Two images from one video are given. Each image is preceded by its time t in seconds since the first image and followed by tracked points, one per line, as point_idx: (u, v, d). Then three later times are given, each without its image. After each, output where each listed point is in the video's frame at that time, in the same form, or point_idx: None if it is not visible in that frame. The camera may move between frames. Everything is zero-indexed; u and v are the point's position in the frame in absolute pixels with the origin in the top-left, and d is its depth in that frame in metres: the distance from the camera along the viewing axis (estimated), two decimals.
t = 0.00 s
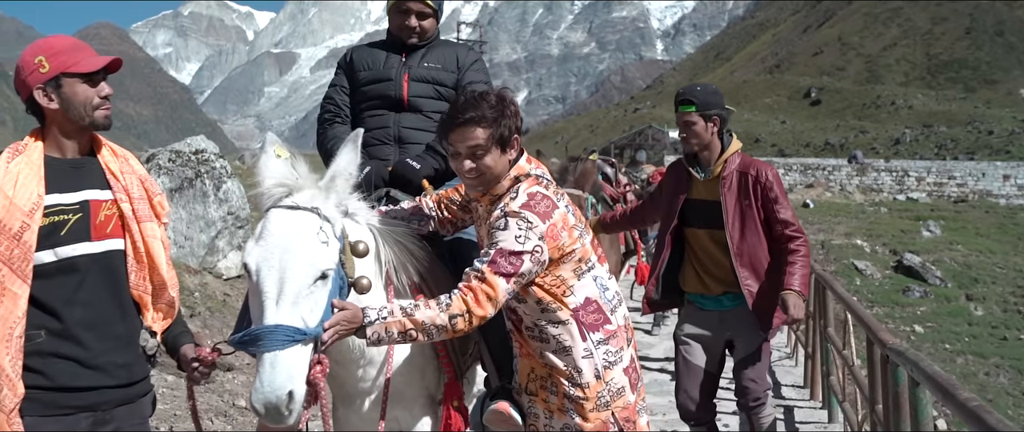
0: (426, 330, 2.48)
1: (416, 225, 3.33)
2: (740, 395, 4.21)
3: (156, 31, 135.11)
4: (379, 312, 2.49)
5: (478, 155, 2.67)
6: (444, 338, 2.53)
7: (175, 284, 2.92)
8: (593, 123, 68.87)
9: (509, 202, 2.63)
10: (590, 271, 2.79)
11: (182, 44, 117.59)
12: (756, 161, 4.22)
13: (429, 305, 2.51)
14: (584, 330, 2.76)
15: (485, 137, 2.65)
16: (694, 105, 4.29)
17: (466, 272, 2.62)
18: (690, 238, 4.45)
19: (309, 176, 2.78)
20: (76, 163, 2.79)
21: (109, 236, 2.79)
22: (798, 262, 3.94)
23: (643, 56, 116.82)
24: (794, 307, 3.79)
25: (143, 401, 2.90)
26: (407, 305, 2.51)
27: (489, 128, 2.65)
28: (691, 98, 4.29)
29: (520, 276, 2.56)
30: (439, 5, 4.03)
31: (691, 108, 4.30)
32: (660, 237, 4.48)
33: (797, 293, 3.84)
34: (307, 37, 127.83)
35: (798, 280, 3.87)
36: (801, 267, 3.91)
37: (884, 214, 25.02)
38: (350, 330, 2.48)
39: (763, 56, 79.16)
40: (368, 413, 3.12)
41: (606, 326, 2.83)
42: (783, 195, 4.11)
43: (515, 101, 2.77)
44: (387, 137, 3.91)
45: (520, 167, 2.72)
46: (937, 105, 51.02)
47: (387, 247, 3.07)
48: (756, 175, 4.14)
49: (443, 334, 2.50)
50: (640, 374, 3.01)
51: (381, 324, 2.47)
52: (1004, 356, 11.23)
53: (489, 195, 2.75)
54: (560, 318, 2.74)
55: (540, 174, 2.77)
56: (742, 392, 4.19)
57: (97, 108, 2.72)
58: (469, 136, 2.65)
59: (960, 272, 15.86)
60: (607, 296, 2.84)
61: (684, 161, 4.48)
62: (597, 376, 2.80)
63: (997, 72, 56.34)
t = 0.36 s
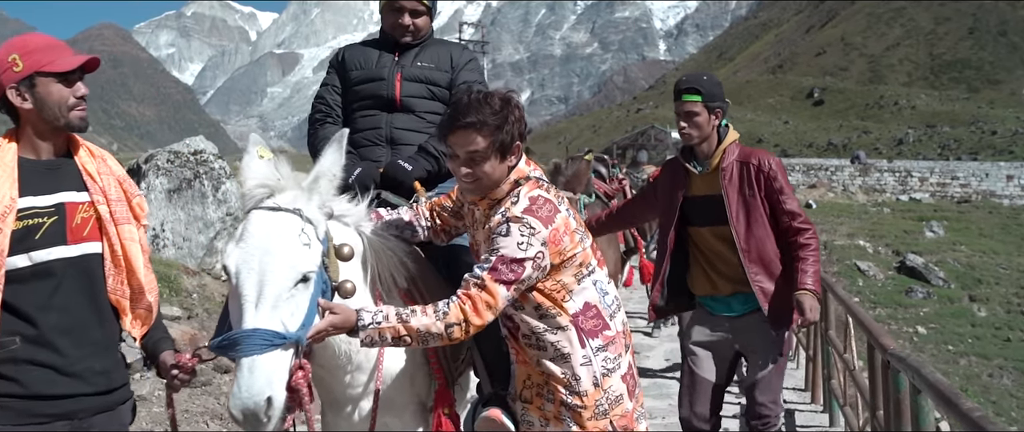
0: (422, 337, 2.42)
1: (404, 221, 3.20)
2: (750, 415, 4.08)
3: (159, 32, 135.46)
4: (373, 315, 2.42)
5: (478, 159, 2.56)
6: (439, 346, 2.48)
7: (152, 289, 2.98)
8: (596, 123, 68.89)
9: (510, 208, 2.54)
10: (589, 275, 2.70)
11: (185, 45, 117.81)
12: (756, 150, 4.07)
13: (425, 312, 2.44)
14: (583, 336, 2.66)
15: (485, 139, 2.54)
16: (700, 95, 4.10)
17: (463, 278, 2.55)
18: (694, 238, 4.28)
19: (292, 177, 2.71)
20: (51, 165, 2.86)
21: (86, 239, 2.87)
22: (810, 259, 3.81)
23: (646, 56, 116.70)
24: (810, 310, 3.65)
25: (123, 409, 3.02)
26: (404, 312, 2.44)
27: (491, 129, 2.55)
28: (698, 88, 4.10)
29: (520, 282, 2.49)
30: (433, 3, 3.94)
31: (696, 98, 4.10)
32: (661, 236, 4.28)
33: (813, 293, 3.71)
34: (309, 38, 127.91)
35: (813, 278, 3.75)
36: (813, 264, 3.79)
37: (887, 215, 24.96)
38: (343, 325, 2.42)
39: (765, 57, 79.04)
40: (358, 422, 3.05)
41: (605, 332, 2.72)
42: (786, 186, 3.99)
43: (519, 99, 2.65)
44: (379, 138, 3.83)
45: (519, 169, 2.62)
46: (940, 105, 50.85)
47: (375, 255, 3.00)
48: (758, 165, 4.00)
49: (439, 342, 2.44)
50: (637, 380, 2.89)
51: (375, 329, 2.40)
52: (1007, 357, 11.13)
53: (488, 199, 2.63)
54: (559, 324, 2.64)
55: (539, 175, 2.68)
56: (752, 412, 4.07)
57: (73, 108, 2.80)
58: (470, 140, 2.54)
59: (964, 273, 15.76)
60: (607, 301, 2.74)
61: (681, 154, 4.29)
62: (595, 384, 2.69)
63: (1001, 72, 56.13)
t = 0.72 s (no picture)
0: (403, 341, 2.35)
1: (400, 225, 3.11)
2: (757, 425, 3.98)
3: (162, 33, 135.61)
4: (350, 324, 2.34)
5: (475, 160, 2.48)
6: (422, 347, 2.40)
7: (132, 295, 3.08)
8: (599, 123, 68.83)
9: (506, 210, 2.45)
10: (586, 281, 2.60)
11: (189, 46, 117.89)
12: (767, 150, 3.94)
13: (404, 314, 2.36)
14: (576, 344, 2.57)
15: (484, 139, 2.47)
16: (712, 91, 3.99)
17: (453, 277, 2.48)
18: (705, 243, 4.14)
19: (275, 179, 2.66)
20: (28, 168, 2.95)
21: (64, 244, 2.95)
22: (815, 261, 3.66)
23: (649, 56, 116.62)
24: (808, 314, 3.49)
25: (103, 416, 3.10)
26: (382, 316, 2.36)
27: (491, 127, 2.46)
28: (711, 85, 3.99)
29: (512, 284, 2.41)
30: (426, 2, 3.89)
31: (708, 95, 3.99)
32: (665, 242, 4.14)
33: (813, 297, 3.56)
34: (312, 38, 127.87)
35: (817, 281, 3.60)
36: (818, 267, 3.64)
37: (891, 214, 24.86)
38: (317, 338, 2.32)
39: (768, 56, 78.88)
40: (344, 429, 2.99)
41: (599, 340, 2.62)
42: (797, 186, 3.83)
43: (523, 100, 2.57)
44: (371, 139, 3.77)
45: (520, 170, 2.53)
46: (944, 105, 50.64)
47: (364, 262, 2.96)
48: (766, 163, 3.88)
49: (422, 343, 2.37)
50: (633, 389, 2.79)
51: (353, 338, 2.32)
52: (1011, 358, 11.04)
53: (487, 199, 2.55)
54: (552, 331, 2.55)
55: (542, 177, 2.58)
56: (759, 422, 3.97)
57: (50, 110, 2.87)
58: (463, 142, 2.48)
59: (968, 273, 15.64)
60: (602, 309, 2.64)
61: (685, 153, 4.16)
62: (589, 394, 2.59)
63: (1005, 71, 55.88)
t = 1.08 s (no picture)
0: (390, 347, 2.32)
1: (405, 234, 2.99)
2: None
3: (165, 33, 135.72)
4: (335, 334, 2.33)
5: (474, 163, 2.41)
6: (412, 353, 2.37)
7: (114, 301, 3.03)
8: (602, 123, 68.75)
9: (504, 214, 2.39)
10: (584, 287, 2.55)
11: (191, 47, 117.91)
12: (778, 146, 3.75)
13: (390, 320, 2.34)
14: (569, 353, 2.50)
15: (483, 142, 2.39)
16: (723, 80, 3.78)
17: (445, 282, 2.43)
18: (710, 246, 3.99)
19: (260, 182, 2.65)
20: (10, 169, 2.90)
21: (45, 247, 2.90)
22: (801, 256, 3.37)
23: (652, 56, 116.48)
24: (763, 308, 3.13)
25: (86, 423, 3.07)
26: (368, 323, 2.34)
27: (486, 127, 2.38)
28: (722, 74, 3.79)
29: (506, 291, 2.36)
30: None
31: (719, 84, 3.79)
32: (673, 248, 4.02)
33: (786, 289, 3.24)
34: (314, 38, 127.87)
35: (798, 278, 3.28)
36: (802, 262, 3.34)
37: (893, 215, 24.75)
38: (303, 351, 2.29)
39: (771, 56, 78.74)
40: None
41: (593, 349, 2.55)
42: (804, 183, 3.60)
43: (529, 101, 2.49)
44: (365, 139, 3.70)
45: (522, 173, 2.46)
46: (947, 105, 50.47)
47: (360, 266, 2.89)
48: (775, 160, 3.67)
49: (410, 349, 2.33)
50: (627, 399, 2.71)
51: (338, 347, 2.31)
52: (1015, 360, 10.95)
53: (486, 200, 2.48)
54: (545, 338, 2.49)
55: (544, 180, 2.51)
56: None
57: (34, 112, 2.83)
58: (457, 145, 2.42)
59: (971, 274, 15.54)
60: (598, 318, 2.57)
61: (694, 148, 3.99)
62: (582, 403, 2.52)
63: (1008, 71, 55.68)
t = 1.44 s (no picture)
0: (383, 354, 2.27)
1: (409, 241, 2.90)
2: None
3: (166, 33, 135.65)
4: (332, 334, 2.27)
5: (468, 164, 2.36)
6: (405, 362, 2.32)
7: (102, 304, 2.99)
8: (604, 123, 68.70)
9: (497, 217, 2.35)
10: (580, 294, 2.50)
11: (193, 47, 117.93)
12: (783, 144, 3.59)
13: (388, 329, 2.28)
14: (562, 361, 2.46)
15: (480, 143, 2.34)
16: (723, 75, 3.67)
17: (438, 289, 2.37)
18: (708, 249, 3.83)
19: (249, 180, 2.61)
20: None
21: (31, 250, 2.86)
22: (771, 248, 3.25)
23: (653, 56, 116.37)
24: (714, 268, 3.05)
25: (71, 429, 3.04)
26: (365, 329, 2.28)
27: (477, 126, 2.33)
28: (722, 68, 3.68)
29: (501, 301, 2.30)
30: None
31: (718, 78, 3.68)
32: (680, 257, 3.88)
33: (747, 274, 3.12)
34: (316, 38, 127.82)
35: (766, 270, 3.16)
36: (772, 254, 3.22)
37: (896, 215, 24.68)
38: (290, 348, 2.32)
39: (774, 56, 78.64)
40: None
41: (587, 357, 2.50)
42: (801, 182, 3.44)
43: (525, 101, 2.45)
44: (362, 140, 3.58)
45: (516, 175, 2.42)
46: (949, 105, 50.38)
47: (355, 267, 2.84)
48: (775, 160, 3.52)
49: (404, 359, 2.29)
50: (623, 406, 2.66)
51: (333, 349, 2.26)
52: (1018, 360, 10.89)
53: (480, 201, 2.43)
54: (539, 346, 2.44)
55: (540, 182, 2.47)
56: None
57: (22, 110, 2.80)
58: (454, 145, 2.36)
59: (974, 274, 15.47)
60: (592, 324, 2.52)
61: (695, 145, 3.86)
62: (574, 412, 2.48)
63: (1010, 72, 55.54)
